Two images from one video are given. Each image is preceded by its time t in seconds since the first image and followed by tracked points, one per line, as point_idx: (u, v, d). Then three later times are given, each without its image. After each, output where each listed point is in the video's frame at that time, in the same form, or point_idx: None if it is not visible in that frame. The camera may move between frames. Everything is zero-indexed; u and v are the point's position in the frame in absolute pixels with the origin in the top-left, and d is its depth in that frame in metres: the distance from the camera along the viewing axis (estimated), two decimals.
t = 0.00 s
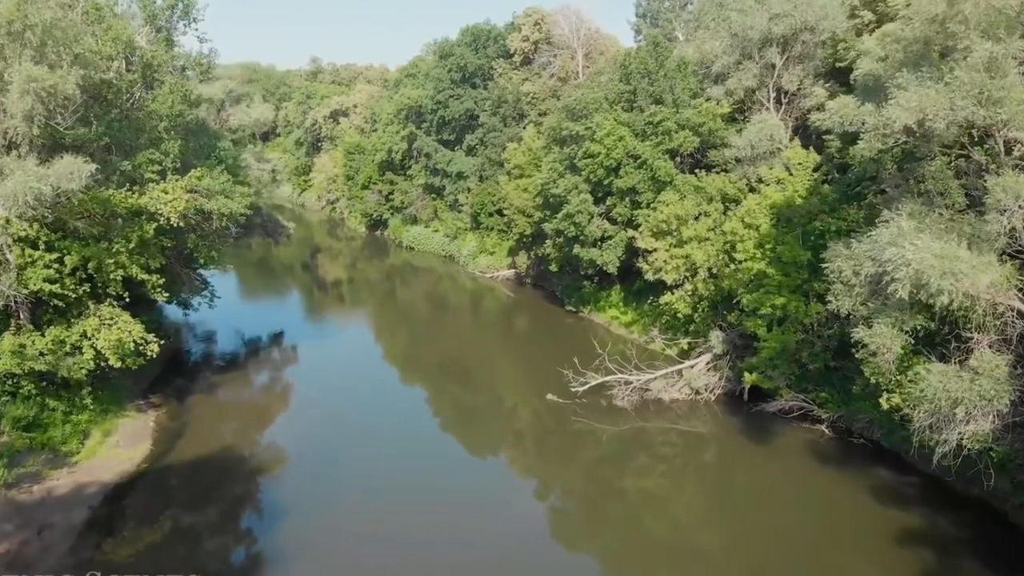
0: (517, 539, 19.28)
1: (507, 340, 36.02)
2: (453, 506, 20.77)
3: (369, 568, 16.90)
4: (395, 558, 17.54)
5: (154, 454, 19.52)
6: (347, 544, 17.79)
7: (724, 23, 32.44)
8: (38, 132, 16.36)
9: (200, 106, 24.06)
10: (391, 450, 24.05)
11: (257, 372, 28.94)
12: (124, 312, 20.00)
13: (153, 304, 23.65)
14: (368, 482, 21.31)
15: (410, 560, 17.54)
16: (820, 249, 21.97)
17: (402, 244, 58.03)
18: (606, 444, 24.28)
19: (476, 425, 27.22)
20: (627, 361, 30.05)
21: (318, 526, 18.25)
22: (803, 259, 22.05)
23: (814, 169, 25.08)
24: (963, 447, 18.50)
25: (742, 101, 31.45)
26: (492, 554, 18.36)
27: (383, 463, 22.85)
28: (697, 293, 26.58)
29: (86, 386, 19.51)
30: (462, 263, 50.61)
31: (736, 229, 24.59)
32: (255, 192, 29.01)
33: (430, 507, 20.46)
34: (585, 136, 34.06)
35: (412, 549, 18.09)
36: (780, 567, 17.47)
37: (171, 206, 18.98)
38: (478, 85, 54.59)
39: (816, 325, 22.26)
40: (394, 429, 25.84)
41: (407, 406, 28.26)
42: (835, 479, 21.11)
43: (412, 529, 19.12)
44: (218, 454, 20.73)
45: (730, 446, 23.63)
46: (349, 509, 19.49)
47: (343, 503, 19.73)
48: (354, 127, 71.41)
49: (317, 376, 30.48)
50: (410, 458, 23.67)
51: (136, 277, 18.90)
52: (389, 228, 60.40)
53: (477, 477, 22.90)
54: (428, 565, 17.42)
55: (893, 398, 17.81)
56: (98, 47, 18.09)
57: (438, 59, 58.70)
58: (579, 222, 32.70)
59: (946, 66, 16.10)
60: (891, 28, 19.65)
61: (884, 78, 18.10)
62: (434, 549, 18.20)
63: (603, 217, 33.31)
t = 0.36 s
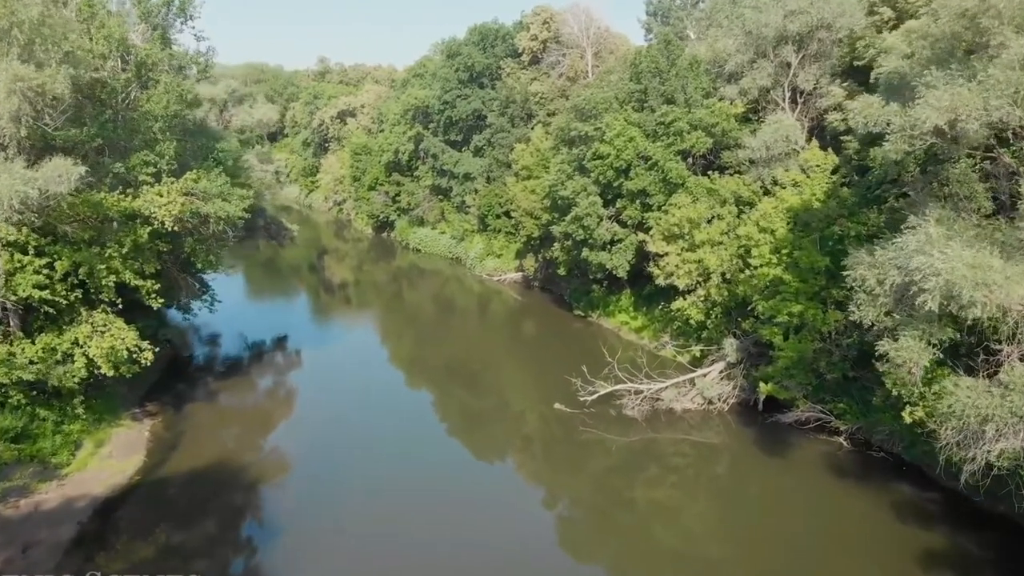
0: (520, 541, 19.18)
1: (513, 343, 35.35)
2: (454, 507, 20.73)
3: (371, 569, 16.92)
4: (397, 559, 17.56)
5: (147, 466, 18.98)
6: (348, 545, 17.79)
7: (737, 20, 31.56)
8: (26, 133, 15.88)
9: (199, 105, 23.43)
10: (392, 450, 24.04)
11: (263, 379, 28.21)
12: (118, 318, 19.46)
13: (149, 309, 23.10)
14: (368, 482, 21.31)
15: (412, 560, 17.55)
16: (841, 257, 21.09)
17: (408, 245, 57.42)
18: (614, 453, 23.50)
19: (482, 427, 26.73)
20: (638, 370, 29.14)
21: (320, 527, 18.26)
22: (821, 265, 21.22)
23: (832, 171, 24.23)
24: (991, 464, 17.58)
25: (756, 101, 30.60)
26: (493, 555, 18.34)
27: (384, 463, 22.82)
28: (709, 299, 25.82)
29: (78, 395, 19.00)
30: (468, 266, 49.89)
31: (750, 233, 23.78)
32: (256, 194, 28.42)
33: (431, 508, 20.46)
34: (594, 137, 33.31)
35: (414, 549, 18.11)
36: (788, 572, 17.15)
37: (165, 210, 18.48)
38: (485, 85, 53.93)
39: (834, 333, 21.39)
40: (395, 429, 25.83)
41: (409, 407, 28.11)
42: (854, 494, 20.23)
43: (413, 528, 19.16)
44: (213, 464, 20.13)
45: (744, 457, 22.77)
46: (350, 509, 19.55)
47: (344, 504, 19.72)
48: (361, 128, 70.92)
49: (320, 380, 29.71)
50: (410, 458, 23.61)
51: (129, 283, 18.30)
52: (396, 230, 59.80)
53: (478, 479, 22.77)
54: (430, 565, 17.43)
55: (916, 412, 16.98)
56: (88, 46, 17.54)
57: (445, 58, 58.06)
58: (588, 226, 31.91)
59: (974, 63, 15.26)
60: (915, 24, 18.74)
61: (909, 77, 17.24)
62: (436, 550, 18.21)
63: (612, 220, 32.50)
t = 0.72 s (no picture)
0: (523, 544, 18.85)
1: (521, 347, 34.59)
2: (457, 508, 20.49)
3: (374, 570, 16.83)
4: (400, 559, 17.45)
5: (138, 480, 18.43)
6: (350, 545, 17.69)
7: (753, 16, 30.59)
8: (9, 134, 15.33)
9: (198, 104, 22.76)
10: (395, 449, 23.81)
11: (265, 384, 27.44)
12: (110, 326, 18.82)
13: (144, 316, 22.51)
14: (372, 483, 21.11)
15: (415, 561, 17.42)
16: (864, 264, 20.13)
17: (416, 247, 56.74)
18: (625, 465, 22.52)
19: (490, 432, 26.01)
20: (651, 379, 28.18)
21: (322, 529, 18.15)
22: (842, 272, 20.30)
23: (855, 173, 23.25)
24: None
25: (773, 101, 29.63)
26: (497, 555, 18.15)
27: (387, 463, 22.62)
28: (725, 305, 24.96)
29: (68, 405, 18.38)
30: (477, 268, 49.11)
31: (768, 238, 22.87)
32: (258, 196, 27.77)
33: (435, 507, 20.29)
34: (604, 138, 32.46)
35: (417, 550, 17.97)
36: None
37: (158, 214, 17.93)
38: (494, 85, 53.17)
39: (855, 343, 20.44)
40: (399, 429, 25.55)
41: (414, 409, 27.66)
42: (875, 512, 19.27)
43: (416, 528, 19.03)
44: (207, 474, 19.47)
45: (760, 471, 21.83)
46: (353, 509, 19.44)
47: (347, 505, 19.60)
48: (369, 128, 70.34)
49: (323, 385, 28.88)
50: (413, 458, 23.37)
51: (120, 290, 17.72)
52: (403, 232, 59.15)
53: (482, 480, 22.42)
54: (434, 566, 17.31)
55: (943, 429, 16.07)
56: (76, 44, 16.94)
57: (453, 57, 57.33)
58: (598, 229, 31.04)
59: (1010, 59, 14.32)
60: (944, 19, 17.75)
61: (940, 76, 16.29)
62: (439, 551, 18.07)
63: (623, 223, 31.63)
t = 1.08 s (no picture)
0: (523, 546, 18.68)
1: (528, 351, 33.94)
2: (456, 508, 20.36)
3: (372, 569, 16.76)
4: (399, 558, 17.41)
5: (129, 494, 17.80)
6: (348, 544, 17.63)
7: (767, 13, 29.75)
8: None
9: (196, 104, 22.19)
10: (396, 450, 23.70)
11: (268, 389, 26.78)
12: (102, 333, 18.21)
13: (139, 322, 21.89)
14: (371, 483, 20.99)
15: (414, 560, 17.36)
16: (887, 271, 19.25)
17: (422, 249, 56.13)
18: (634, 475, 21.75)
19: (499, 436, 25.43)
20: (661, 389, 27.35)
21: (321, 528, 18.12)
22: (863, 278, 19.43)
23: (876, 176, 22.37)
24: None
25: (788, 100, 28.79)
26: (495, 555, 18.08)
27: (387, 463, 22.53)
28: (740, 311, 24.11)
29: (57, 415, 17.79)
30: (483, 271, 48.40)
31: (784, 242, 22.03)
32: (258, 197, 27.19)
33: (434, 507, 20.21)
34: (614, 138, 31.72)
35: (416, 549, 17.90)
36: None
37: (148, 216, 17.37)
38: (501, 84, 52.51)
39: (876, 353, 19.66)
40: (400, 429, 25.42)
41: (417, 412, 27.30)
42: (897, 532, 18.37)
43: (415, 528, 18.97)
44: (202, 486, 18.85)
45: (776, 485, 20.97)
46: (353, 509, 19.40)
47: (346, 504, 19.53)
48: (376, 128, 69.84)
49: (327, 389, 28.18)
50: (413, 458, 23.26)
51: (112, 296, 17.09)
52: (409, 233, 58.55)
53: (482, 481, 22.23)
54: (432, 565, 17.26)
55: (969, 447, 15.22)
56: (66, 41, 16.40)
57: (460, 57, 56.66)
58: (607, 233, 30.21)
59: None
60: (974, 14, 16.88)
61: (971, 73, 15.44)
62: (438, 550, 18.01)
63: (633, 226, 30.86)
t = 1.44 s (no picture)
0: (531, 549, 18.15)
1: (535, 353, 33.38)
2: (462, 509, 19.86)
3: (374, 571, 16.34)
4: (403, 559, 16.98)
5: (122, 505, 17.30)
6: (351, 546, 17.21)
7: (780, 10, 28.96)
8: None
9: (194, 104, 21.65)
10: (401, 450, 23.21)
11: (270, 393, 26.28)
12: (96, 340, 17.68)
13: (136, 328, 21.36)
14: (374, 484, 20.52)
15: (417, 562, 16.91)
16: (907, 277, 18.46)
17: (428, 250, 55.60)
18: (643, 484, 21.07)
19: (505, 438, 24.87)
20: (672, 397, 26.71)
21: (322, 531, 17.70)
22: (883, 285, 18.67)
23: (894, 178, 21.57)
24: None
25: (802, 99, 28.02)
26: (501, 556, 17.59)
27: (391, 464, 22.06)
28: (753, 317, 23.40)
29: (50, 423, 17.35)
30: (490, 273, 47.77)
31: (800, 247, 21.29)
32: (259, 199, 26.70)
33: (439, 508, 19.73)
34: (622, 138, 31.08)
35: (420, 550, 17.45)
36: None
37: (140, 220, 17.03)
38: (509, 84, 51.88)
39: (895, 362, 18.91)
40: (405, 430, 24.93)
41: (422, 413, 26.80)
42: (918, 549, 17.58)
43: (419, 528, 18.51)
44: (197, 495, 18.29)
45: (791, 497, 20.25)
46: (356, 510, 18.96)
47: (348, 506, 19.09)
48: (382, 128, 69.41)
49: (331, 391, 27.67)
50: (417, 459, 22.76)
51: (104, 302, 16.50)
52: (415, 234, 58.03)
53: (488, 483, 21.68)
54: (437, 566, 16.82)
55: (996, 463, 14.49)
56: (57, 39, 15.96)
57: (467, 57, 55.73)
58: (617, 236, 29.49)
59: None
60: (1002, 9, 16.08)
61: (1000, 72, 14.66)
62: (443, 552, 17.55)
63: (642, 228, 30.18)
